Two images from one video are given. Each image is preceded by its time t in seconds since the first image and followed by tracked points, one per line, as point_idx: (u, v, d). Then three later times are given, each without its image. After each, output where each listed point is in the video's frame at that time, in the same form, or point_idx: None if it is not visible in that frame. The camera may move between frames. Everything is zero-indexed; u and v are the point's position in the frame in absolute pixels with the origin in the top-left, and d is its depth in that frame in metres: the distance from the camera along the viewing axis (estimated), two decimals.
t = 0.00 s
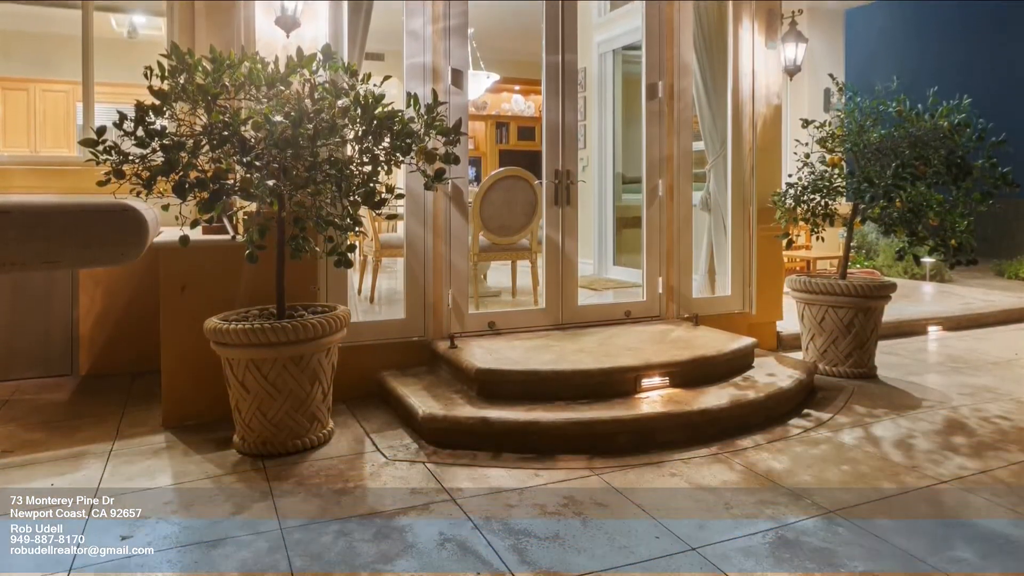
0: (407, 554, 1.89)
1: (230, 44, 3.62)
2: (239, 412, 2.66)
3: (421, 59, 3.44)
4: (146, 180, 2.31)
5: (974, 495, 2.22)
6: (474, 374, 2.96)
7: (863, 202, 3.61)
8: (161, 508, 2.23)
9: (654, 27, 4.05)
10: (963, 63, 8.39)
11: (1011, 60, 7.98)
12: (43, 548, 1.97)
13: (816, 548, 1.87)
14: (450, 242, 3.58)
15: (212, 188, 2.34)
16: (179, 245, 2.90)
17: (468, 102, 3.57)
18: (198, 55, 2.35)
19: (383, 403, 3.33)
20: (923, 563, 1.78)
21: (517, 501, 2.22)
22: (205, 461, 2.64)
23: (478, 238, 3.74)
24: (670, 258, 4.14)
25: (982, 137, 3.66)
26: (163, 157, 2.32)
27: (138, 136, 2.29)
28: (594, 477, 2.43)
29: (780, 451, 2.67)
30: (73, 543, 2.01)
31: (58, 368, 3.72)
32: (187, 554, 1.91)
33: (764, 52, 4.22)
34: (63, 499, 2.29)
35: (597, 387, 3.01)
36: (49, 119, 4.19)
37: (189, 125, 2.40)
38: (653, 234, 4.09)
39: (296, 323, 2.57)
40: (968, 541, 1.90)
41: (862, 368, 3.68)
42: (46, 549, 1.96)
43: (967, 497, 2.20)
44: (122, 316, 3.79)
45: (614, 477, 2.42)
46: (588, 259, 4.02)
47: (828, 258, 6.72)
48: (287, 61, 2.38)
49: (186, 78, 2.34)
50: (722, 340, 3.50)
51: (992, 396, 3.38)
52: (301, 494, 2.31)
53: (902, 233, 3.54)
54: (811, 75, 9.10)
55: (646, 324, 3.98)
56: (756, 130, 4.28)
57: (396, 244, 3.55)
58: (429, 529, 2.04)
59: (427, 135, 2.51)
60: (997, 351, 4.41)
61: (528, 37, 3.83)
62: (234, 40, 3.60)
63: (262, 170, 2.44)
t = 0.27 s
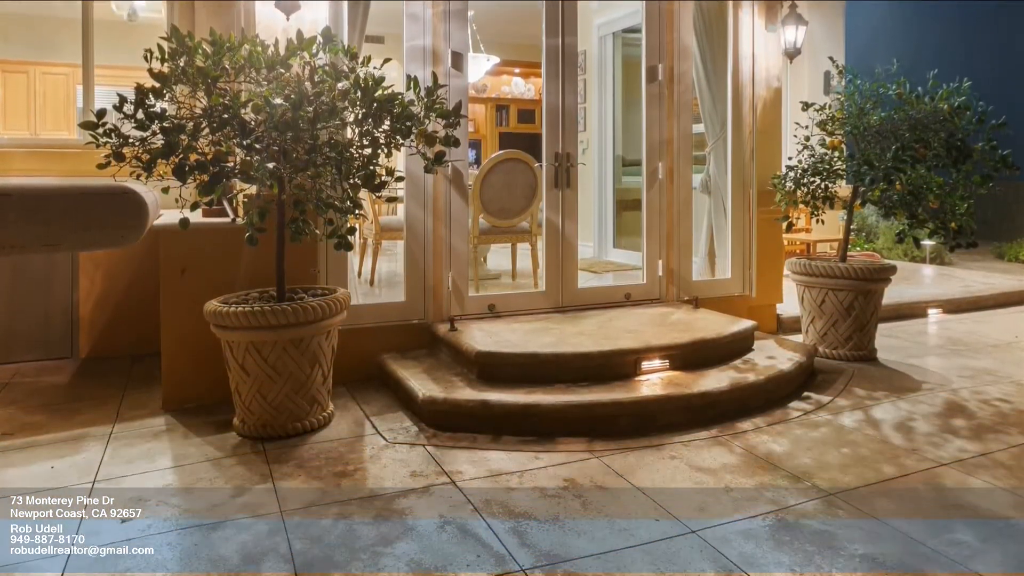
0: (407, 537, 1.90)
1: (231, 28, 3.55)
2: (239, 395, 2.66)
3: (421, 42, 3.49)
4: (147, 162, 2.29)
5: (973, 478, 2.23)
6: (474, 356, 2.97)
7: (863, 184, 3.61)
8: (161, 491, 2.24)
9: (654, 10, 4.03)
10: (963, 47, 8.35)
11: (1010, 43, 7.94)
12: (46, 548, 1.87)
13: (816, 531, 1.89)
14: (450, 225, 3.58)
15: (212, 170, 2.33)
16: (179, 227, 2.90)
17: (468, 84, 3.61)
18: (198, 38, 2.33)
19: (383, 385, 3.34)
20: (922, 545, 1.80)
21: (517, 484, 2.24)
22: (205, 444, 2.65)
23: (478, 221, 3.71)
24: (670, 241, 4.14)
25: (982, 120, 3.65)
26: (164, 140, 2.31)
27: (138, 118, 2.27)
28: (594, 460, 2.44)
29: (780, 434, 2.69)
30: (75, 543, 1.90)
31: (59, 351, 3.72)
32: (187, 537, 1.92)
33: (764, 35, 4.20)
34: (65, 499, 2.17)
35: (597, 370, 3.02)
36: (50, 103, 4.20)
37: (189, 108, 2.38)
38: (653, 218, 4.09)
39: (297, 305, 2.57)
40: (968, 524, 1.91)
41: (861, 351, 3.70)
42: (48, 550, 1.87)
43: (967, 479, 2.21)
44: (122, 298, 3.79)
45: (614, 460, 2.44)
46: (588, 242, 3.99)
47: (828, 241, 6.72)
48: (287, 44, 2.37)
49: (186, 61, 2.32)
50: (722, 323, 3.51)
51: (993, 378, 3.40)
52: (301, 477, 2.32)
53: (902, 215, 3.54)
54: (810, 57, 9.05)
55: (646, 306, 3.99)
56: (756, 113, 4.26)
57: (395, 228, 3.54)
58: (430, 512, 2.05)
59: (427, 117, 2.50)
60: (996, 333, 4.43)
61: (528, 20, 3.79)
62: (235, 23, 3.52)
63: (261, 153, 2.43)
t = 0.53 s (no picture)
0: (407, 519, 1.92)
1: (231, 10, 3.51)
2: (240, 378, 2.67)
3: (421, 25, 3.46)
4: (147, 145, 2.28)
5: (973, 461, 2.25)
6: (474, 339, 2.98)
7: (863, 167, 3.61)
8: (161, 473, 2.26)
9: None
10: (964, 29, 8.31)
11: (1011, 26, 7.90)
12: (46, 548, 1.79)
13: (815, 513, 1.90)
14: (450, 208, 3.58)
15: (213, 153, 2.32)
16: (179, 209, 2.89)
17: (468, 66, 3.59)
18: (198, 20, 2.31)
19: (384, 368, 3.35)
20: (920, 527, 1.82)
21: (516, 467, 2.25)
22: (205, 426, 2.66)
23: (478, 203, 3.71)
24: (670, 223, 4.14)
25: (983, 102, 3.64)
26: (164, 122, 2.29)
27: (138, 101, 2.25)
28: (593, 443, 2.46)
29: (779, 416, 2.71)
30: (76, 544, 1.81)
31: (59, 334, 3.72)
32: (187, 520, 1.93)
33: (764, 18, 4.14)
34: (66, 498, 2.07)
35: (597, 353, 3.03)
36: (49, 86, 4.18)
37: (189, 90, 2.36)
38: (652, 200, 4.08)
39: (297, 288, 2.58)
40: (967, 507, 1.93)
41: (861, 333, 3.71)
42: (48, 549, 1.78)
43: (967, 462, 2.23)
44: (122, 280, 3.79)
45: (613, 442, 2.45)
46: (588, 224, 4.04)
47: (829, 223, 6.73)
48: (287, 26, 2.36)
49: (187, 44, 2.30)
50: (722, 305, 3.52)
51: (992, 361, 3.42)
52: (301, 460, 2.34)
53: (902, 198, 3.53)
54: (811, 40, 9.01)
55: (645, 289, 3.99)
56: (756, 95, 4.24)
57: (396, 209, 3.52)
58: (430, 495, 2.07)
59: (427, 100, 2.48)
60: (996, 316, 4.44)
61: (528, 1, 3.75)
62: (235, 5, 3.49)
63: (261, 136, 2.42)
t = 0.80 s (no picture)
0: (407, 502, 1.93)
1: None
2: (240, 360, 2.68)
3: (421, 9, 3.44)
4: (147, 128, 2.27)
5: (973, 444, 2.26)
6: (474, 322, 2.99)
7: (863, 149, 3.60)
8: (161, 456, 2.27)
9: None
10: (965, 11, 8.27)
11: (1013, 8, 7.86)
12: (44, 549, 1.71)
13: (815, 496, 1.92)
14: (450, 191, 3.57)
15: (213, 136, 2.31)
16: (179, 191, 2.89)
17: (468, 49, 3.57)
18: (197, 3, 2.29)
19: (384, 350, 3.36)
20: (920, 511, 1.83)
21: (516, 450, 2.27)
22: (205, 409, 2.67)
23: (478, 186, 3.70)
24: (670, 206, 4.14)
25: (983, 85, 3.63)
26: (164, 105, 2.28)
27: (138, 84, 2.23)
28: (593, 426, 2.47)
29: (779, 399, 2.72)
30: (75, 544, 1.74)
31: (59, 317, 3.72)
32: (187, 502, 1.95)
33: None
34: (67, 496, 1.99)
35: (597, 336, 3.04)
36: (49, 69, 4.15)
37: (189, 73, 2.34)
38: (652, 184, 4.07)
39: (297, 271, 2.58)
40: (967, 490, 1.94)
41: (860, 316, 3.72)
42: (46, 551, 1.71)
43: (967, 445, 2.25)
44: (121, 263, 3.78)
45: (613, 425, 2.47)
46: (588, 207, 3.99)
47: (829, 206, 6.71)
48: (287, 8, 2.34)
49: (186, 26, 2.28)
50: (722, 288, 3.52)
51: (993, 344, 3.44)
52: (301, 443, 2.35)
53: (902, 180, 3.53)
54: (811, 22, 8.96)
55: (645, 272, 4.00)
56: (756, 79, 4.22)
57: (396, 192, 3.51)
58: (430, 478, 2.08)
59: (428, 83, 2.47)
60: (996, 299, 4.45)
61: None
62: None
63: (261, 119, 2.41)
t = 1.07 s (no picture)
0: (407, 485, 1.95)
1: None
2: (240, 343, 2.69)
3: None
4: (147, 111, 2.25)
5: (973, 427, 2.28)
6: (474, 305, 2.99)
7: (863, 132, 3.59)
8: (161, 439, 2.28)
9: None
10: None
11: None
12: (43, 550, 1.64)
13: (814, 479, 1.94)
14: (450, 174, 3.56)
15: (213, 118, 2.30)
16: (179, 174, 2.88)
17: (467, 32, 3.55)
18: None
19: (384, 333, 3.37)
20: (920, 493, 1.85)
21: (516, 433, 2.28)
22: (205, 392, 2.68)
23: (478, 168, 3.70)
24: (670, 189, 4.13)
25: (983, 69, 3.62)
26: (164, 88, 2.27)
27: (138, 67, 2.22)
28: (593, 408, 2.49)
29: (779, 382, 2.74)
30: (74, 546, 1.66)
31: (59, 300, 3.72)
32: (187, 485, 1.96)
33: None
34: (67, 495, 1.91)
35: (597, 319, 3.05)
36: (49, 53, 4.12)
37: (189, 56, 2.33)
38: (652, 167, 4.07)
39: (297, 254, 2.58)
40: (967, 472, 1.96)
41: (860, 299, 3.73)
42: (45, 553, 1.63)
43: (967, 428, 2.26)
44: (121, 246, 3.79)
45: (613, 408, 2.48)
46: (588, 189, 3.99)
47: (828, 189, 6.71)
48: None
49: (186, 9, 2.26)
50: (721, 271, 3.53)
51: (993, 327, 3.45)
52: (301, 425, 2.36)
53: (902, 164, 3.52)
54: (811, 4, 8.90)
55: (645, 255, 4.00)
56: (756, 62, 4.20)
57: (396, 174, 3.50)
58: (430, 460, 2.10)
59: (427, 65, 2.46)
60: (996, 282, 4.46)
61: None
62: None
63: (261, 102, 2.40)
